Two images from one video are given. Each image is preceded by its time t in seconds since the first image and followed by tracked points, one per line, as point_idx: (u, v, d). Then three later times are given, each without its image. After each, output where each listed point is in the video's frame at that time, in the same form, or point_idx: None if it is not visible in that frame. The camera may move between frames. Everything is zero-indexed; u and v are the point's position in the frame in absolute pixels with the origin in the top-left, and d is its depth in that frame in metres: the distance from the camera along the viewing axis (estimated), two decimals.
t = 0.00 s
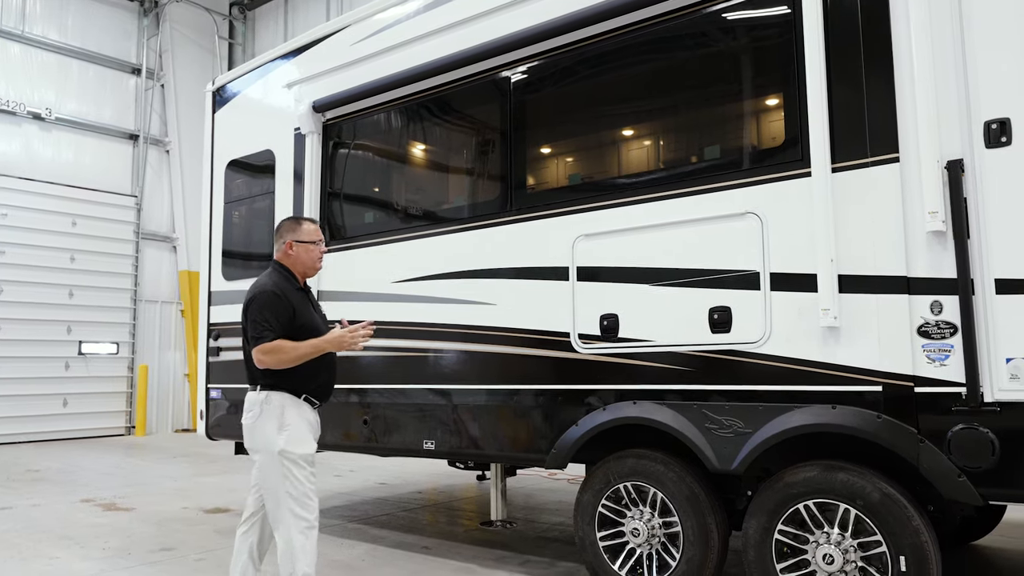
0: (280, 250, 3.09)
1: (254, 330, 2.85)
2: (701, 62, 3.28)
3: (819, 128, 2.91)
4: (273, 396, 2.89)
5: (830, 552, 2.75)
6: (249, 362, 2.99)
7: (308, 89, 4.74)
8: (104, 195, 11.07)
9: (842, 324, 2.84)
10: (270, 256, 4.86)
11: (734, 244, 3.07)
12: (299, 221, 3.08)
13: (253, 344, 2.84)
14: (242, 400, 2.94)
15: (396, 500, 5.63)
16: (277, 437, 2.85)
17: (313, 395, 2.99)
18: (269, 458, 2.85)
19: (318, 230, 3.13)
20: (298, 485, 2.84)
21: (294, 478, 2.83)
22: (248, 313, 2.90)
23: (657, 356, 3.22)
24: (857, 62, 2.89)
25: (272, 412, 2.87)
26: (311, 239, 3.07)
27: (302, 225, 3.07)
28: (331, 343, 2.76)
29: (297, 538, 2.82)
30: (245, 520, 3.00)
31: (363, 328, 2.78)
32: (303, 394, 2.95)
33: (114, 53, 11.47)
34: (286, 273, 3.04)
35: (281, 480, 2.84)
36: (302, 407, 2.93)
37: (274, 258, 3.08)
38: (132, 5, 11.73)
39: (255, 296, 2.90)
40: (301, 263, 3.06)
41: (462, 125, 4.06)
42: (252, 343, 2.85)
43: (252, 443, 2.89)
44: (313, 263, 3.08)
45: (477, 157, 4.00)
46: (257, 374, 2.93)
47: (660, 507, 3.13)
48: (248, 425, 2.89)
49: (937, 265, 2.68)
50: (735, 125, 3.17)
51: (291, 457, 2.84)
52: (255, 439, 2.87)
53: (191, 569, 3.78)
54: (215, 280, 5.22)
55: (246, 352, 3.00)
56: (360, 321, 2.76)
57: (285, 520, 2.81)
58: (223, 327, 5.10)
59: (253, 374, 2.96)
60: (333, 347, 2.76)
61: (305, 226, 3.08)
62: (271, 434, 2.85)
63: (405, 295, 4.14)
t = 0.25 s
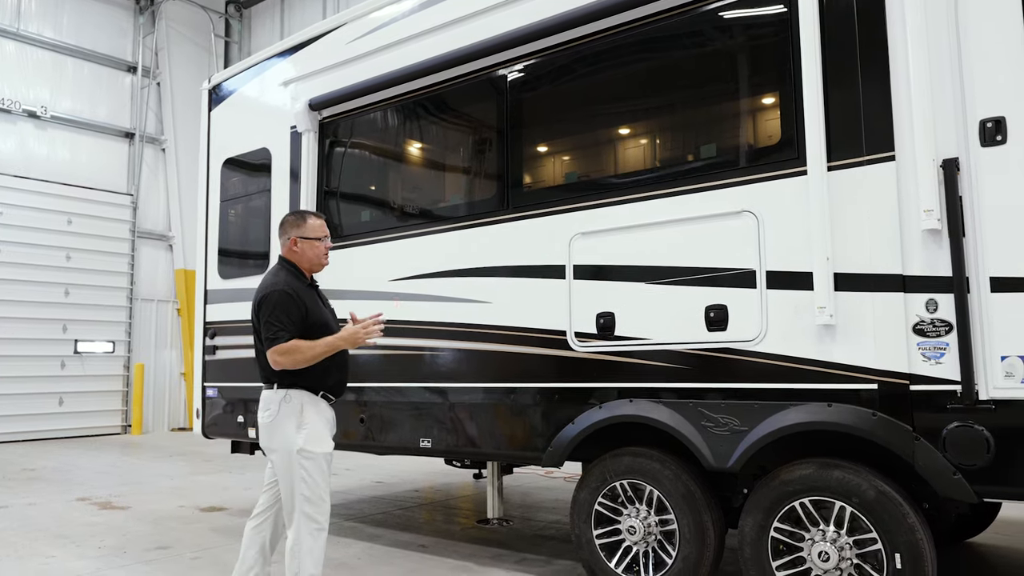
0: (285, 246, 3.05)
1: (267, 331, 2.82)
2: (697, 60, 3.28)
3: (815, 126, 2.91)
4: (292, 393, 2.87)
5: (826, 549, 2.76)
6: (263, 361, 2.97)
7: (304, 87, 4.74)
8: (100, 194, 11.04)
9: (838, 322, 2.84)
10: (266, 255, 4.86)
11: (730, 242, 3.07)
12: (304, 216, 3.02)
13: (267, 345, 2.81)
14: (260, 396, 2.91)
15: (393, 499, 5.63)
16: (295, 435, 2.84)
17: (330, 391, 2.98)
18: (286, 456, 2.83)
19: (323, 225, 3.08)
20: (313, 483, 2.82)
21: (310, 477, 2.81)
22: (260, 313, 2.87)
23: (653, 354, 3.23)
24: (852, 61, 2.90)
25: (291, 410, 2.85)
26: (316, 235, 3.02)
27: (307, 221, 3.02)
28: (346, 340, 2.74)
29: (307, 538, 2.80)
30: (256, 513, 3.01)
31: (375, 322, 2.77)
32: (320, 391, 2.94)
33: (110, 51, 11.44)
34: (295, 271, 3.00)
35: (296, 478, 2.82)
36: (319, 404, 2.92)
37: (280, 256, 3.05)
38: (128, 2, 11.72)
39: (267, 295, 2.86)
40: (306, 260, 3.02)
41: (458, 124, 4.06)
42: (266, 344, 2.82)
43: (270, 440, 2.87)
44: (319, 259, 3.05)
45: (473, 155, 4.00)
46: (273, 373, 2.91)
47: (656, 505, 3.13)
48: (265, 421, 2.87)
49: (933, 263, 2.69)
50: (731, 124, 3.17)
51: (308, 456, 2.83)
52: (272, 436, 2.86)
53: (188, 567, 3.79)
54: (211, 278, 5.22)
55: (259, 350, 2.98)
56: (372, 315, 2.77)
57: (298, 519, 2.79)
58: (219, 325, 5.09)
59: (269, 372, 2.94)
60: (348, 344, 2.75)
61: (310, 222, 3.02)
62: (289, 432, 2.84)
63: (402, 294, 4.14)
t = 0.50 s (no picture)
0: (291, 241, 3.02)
1: (272, 329, 2.81)
2: (693, 58, 3.28)
3: (811, 123, 2.91)
4: (298, 390, 2.86)
5: (821, 546, 2.77)
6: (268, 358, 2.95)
7: (300, 84, 4.73)
8: (95, 190, 11.01)
9: (833, 319, 2.85)
10: (262, 252, 4.85)
11: (725, 239, 3.08)
12: (310, 212, 2.99)
13: (272, 344, 2.80)
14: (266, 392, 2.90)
15: (389, 496, 5.63)
16: (300, 432, 2.83)
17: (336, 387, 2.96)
18: (290, 453, 2.83)
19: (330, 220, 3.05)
20: (314, 481, 2.81)
21: (312, 475, 2.81)
22: (265, 311, 2.85)
23: (649, 351, 3.23)
24: (848, 59, 2.91)
25: (297, 406, 2.84)
26: (322, 232, 2.99)
27: (314, 217, 2.98)
28: (353, 340, 2.73)
29: (307, 536, 2.79)
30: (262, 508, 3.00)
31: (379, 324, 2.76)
32: (327, 387, 2.92)
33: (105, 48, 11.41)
34: (300, 267, 2.98)
35: (298, 475, 2.81)
36: (327, 400, 2.90)
37: (286, 251, 3.03)
38: None
39: (272, 293, 2.84)
40: (312, 256, 3.00)
41: (455, 121, 4.06)
42: (271, 343, 2.81)
43: (275, 436, 2.86)
44: (324, 256, 3.02)
45: (470, 153, 4.00)
46: (279, 371, 2.88)
47: (651, 502, 3.14)
48: (271, 417, 2.86)
49: (928, 261, 2.70)
50: (728, 122, 3.18)
51: (311, 454, 2.82)
52: (278, 432, 2.85)
53: (183, 564, 3.79)
54: (207, 275, 5.21)
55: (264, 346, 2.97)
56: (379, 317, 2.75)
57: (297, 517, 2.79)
58: (215, 322, 5.09)
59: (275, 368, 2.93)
60: (354, 345, 2.73)
61: (316, 218, 2.99)
62: (295, 429, 2.83)
63: (398, 291, 4.14)
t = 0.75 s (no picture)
0: (288, 237, 2.98)
1: (260, 327, 2.78)
2: (687, 53, 3.29)
3: (805, 119, 2.92)
4: (290, 385, 2.85)
5: (812, 539, 2.78)
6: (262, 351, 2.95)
7: (294, 78, 4.72)
8: (87, 185, 10.96)
9: (825, 314, 2.86)
10: (255, 247, 4.84)
11: (718, 234, 3.08)
12: (306, 207, 2.93)
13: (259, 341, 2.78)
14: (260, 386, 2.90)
15: (382, 491, 5.63)
16: (290, 427, 2.83)
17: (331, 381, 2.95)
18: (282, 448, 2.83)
19: (328, 216, 2.99)
20: (304, 476, 2.80)
21: (302, 470, 2.80)
22: (255, 306, 2.83)
23: (642, 346, 3.24)
24: (841, 54, 2.92)
25: (288, 401, 2.84)
26: (318, 229, 2.94)
27: (310, 213, 2.93)
28: (339, 342, 2.68)
29: (298, 531, 2.79)
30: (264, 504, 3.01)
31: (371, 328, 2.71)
32: (320, 382, 2.91)
33: (98, 42, 11.35)
34: (294, 262, 2.94)
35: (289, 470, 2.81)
36: (320, 395, 2.89)
37: (284, 245, 2.99)
38: None
39: (261, 290, 2.82)
40: (309, 253, 2.95)
41: (449, 116, 4.05)
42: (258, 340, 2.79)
43: (269, 431, 2.87)
44: (321, 252, 2.97)
45: (463, 148, 4.00)
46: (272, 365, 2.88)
47: (644, 496, 3.15)
48: (264, 412, 2.87)
49: (920, 255, 2.71)
50: (721, 117, 3.18)
51: (302, 448, 2.81)
52: (271, 427, 2.86)
53: (176, 558, 3.78)
54: (200, 270, 5.20)
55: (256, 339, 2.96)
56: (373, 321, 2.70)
57: (288, 511, 2.79)
58: (208, 318, 5.08)
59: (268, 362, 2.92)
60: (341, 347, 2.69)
61: (313, 213, 2.93)
62: (285, 424, 2.83)
63: (392, 286, 4.14)
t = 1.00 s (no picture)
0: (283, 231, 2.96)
1: (242, 321, 2.78)
2: (680, 47, 3.29)
3: (797, 113, 2.93)
4: (280, 380, 2.84)
5: (804, 532, 2.79)
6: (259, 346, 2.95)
7: (286, 72, 4.70)
8: (78, 180, 10.91)
9: (817, 308, 2.87)
10: (248, 242, 4.83)
11: (711, 228, 3.09)
12: (299, 201, 2.90)
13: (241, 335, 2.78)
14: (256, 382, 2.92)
15: (376, 486, 5.63)
16: (280, 422, 2.82)
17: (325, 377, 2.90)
18: (274, 443, 2.83)
19: (320, 210, 2.95)
20: (294, 471, 2.79)
21: (291, 465, 2.78)
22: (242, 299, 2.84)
23: (635, 340, 3.24)
24: (833, 48, 2.92)
25: (278, 397, 2.83)
26: (309, 223, 2.89)
27: (301, 207, 2.89)
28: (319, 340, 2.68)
29: (292, 526, 2.77)
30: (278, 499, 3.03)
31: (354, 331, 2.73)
32: (313, 377, 2.87)
33: (90, 37, 11.29)
34: (286, 256, 2.93)
35: (281, 465, 2.81)
36: (312, 390, 2.86)
37: (280, 239, 2.97)
38: None
39: (247, 284, 2.82)
40: (301, 247, 2.91)
41: (442, 111, 4.04)
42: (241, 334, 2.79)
43: (263, 426, 2.88)
44: (314, 247, 2.92)
45: (457, 143, 4.00)
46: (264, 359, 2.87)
47: (638, 490, 3.16)
48: (259, 408, 2.90)
49: (911, 249, 2.72)
50: (714, 112, 3.19)
51: (290, 444, 2.80)
52: (264, 422, 2.87)
53: (169, 554, 3.77)
54: (193, 265, 5.18)
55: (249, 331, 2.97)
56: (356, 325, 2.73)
57: (280, 507, 2.78)
58: (201, 313, 5.06)
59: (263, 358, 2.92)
60: (320, 346, 2.68)
61: (304, 207, 2.90)
62: (276, 420, 2.83)
63: (385, 280, 4.14)
